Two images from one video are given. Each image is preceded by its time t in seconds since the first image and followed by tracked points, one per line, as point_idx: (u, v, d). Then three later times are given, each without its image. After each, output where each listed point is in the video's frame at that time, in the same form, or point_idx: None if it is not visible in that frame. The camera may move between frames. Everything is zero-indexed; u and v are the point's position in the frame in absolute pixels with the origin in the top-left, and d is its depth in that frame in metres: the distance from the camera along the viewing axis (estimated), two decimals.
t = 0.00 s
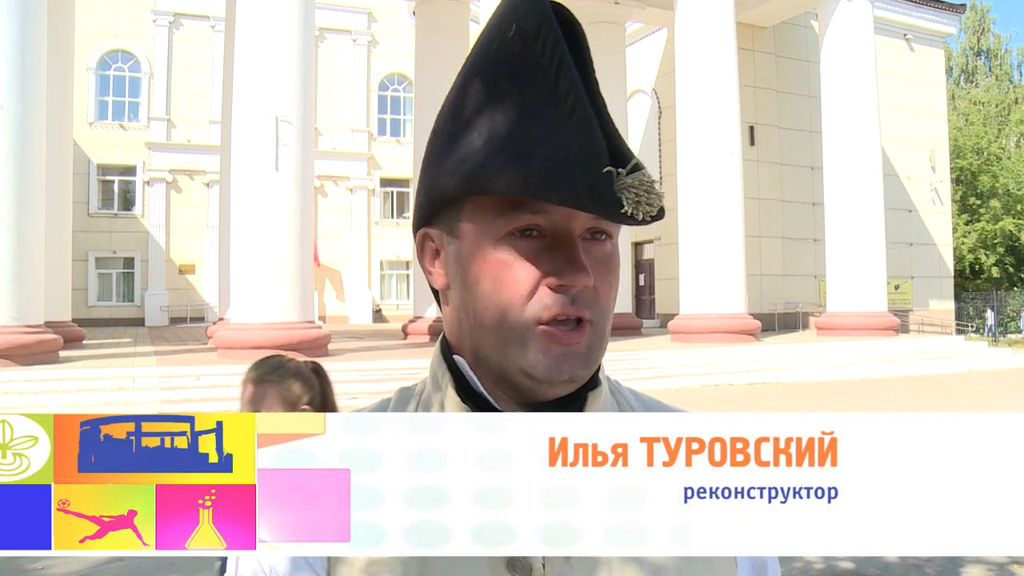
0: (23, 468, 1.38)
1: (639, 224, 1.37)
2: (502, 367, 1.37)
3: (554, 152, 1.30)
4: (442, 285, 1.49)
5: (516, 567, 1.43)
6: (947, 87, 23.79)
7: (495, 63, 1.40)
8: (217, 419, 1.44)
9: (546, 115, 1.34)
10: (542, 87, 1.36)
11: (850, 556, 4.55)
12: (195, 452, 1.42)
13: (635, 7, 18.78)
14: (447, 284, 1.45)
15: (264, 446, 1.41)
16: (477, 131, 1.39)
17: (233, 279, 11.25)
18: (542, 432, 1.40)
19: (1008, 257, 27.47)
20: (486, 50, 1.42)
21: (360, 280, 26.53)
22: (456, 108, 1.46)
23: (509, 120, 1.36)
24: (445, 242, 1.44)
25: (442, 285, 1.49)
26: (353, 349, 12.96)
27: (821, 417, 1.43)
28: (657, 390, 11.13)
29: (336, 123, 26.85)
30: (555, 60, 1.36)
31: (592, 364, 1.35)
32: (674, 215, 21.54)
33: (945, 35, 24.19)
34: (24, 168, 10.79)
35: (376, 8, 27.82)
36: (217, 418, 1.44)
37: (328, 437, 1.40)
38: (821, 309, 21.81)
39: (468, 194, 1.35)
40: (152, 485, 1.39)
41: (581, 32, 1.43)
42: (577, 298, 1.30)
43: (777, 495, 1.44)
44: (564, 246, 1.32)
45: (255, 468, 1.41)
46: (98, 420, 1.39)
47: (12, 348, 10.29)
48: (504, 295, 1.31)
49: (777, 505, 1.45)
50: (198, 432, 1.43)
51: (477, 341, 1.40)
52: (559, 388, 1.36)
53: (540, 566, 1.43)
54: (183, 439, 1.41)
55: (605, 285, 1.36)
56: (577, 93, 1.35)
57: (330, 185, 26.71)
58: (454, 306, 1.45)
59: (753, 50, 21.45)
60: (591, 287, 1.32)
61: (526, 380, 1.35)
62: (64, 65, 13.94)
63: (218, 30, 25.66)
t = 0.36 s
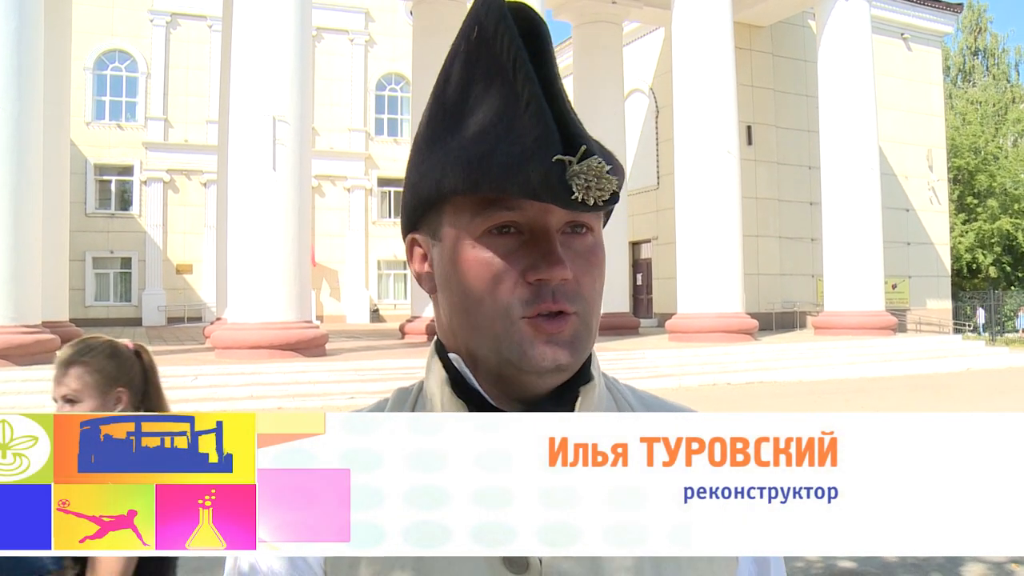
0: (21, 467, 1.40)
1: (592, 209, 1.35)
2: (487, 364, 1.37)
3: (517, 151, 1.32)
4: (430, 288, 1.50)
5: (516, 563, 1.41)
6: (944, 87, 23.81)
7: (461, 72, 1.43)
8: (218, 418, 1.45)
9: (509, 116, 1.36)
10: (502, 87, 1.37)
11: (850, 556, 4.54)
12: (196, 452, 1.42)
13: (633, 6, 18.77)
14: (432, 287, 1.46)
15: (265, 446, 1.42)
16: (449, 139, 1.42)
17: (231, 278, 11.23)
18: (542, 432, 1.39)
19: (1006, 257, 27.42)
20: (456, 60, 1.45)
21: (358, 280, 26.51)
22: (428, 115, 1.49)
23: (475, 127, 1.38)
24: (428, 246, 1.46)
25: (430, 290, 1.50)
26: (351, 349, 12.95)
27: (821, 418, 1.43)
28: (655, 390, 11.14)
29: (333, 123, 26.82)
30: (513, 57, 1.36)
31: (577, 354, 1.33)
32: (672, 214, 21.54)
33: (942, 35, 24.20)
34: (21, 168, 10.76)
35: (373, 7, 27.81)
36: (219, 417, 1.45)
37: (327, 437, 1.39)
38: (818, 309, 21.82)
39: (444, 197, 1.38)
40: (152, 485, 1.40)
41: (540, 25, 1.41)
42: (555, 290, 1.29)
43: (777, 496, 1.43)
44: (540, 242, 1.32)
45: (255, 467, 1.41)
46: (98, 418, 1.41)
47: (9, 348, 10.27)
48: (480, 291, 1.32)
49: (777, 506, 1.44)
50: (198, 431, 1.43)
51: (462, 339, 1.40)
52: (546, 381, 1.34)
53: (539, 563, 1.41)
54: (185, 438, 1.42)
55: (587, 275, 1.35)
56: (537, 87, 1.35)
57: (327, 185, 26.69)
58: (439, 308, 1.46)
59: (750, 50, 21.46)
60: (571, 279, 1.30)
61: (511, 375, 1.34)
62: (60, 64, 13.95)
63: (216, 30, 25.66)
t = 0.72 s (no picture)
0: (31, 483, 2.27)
1: (638, 201, 1.33)
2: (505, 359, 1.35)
3: (562, 143, 1.27)
4: (448, 277, 1.46)
5: (519, 559, 1.19)
6: (944, 86, 23.78)
7: (497, 60, 1.36)
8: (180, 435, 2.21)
9: (552, 107, 1.30)
10: (547, 79, 1.31)
11: (849, 555, 4.53)
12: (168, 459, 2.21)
13: (633, 6, 18.75)
14: (453, 278, 1.43)
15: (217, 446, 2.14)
16: (481, 129, 1.35)
17: (231, 277, 11.23)
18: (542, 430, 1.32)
19: (1006, 257, 27.34)
20: (494, 48, 1.38)
21: (358, 279, 26.52)
22: (459, 101, 1.41)
23: (515, 118, 1.31)
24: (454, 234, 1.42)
25: (448, 280, 1.47)
26: (350, 348, 12.95)
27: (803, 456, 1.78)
28: (655, 390, 11.14)
29: (333, 122, 26.81)
30: (560, 52, 1.31)
31: (598, 354, 1.33)
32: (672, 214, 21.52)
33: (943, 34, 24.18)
34: (20, 166, 10.76)
35: (374, 6, 27.81)
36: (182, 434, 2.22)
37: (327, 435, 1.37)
38: (818, 309, 21.82)
39: (476, 185, 1.33)
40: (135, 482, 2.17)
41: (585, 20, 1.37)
42: (582, 288, 1.28)
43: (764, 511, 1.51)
44: (571, 238, 1.31)
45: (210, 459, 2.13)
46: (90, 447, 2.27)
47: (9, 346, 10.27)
48: (509, 285, 1.30)
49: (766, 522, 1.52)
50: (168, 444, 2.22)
51: (483, 333, 1.37)
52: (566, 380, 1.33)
53: (545, 563, 1.20)
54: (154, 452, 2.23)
55: (609, 277, 1.35)
56: (584, 82, 1.31)
57: (327, 183, 26.67)
58: (459, 298, 1.43)
59: (751, 50, 21.47)
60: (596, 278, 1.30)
61: (532, 371, 1.32)
62: (61, 62, 13.96)
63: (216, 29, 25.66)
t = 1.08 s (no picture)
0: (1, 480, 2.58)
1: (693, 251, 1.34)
2: (524, 368, 1.33)
3: (613, 176, 1.23)
4: (468, 275, 1.44)
5: (524, 560, 1.20)
6: (941, 87, 23.82)
7: (548, 70, 1.28)
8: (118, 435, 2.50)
9: (603, 135, 1.26)
10: (601, 102, 1.26)
11: (849, 555, 4.54)
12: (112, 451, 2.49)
13: (631, 6, 18.76)
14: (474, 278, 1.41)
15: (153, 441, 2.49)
16: (523, 139, 1.29)
17: (229, 278, 11.22)
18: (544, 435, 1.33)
19: (1003, 257, 27.37)
20: (543, 46, 1.29)
21: (356, 280, 26.53)
22: (499, 102, 1.34)
23: (568, 140, 1.26)
24: (478, 238, 1.39)
25: (467, 278, 1.45)
26: (348, 350, 12.94)
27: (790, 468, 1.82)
28: (653, 390, 11.14)
29: (331, 123, 26.82)
30: (620, 75, 1.26)
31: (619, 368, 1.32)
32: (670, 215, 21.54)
33: (940, 35, 24.22)
34: (18, 168, 10.74)
35: (371, 7, 27.82)
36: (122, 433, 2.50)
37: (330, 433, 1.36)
38: (817, 309, 21.85)
39: (511, 195, 1.29)
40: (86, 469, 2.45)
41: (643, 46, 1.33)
42: (608, 309, 1.28)
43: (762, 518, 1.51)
44: (602, 260, 1.29)
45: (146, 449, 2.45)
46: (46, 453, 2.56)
47: (8, 348, 10.26)
48: (537, 301, 1.28)
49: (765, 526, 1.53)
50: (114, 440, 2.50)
51: (504, 340, 1.35)
52: (584, 391, 1.32)
53: (550, 564, 1.20)
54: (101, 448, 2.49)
55: (634, 298, 1.34)
56: (641, 115, 1.27)
57: (326, 185, 26.65)
58: (479, 301, 1.41)
59: (749, 50, 21.52)
60: (622, 300, 1.30)
61: (545, 379, 1.31)
62: (59, 63, 13.95)
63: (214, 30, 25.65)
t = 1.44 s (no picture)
0: None
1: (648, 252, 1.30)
2: (506, 370, 1.33)
3: (571, 179, 1.24)
4: (450, 285, 1.44)
5: (519, 560, 1.20)
6: (936, 87, 23.90)
7: (511, 78, 1.30)
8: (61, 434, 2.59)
9: (563, 137, 1.26)
10: (558, 105, 1.27)
11: (843, 554, 4.55)
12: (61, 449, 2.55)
13: (626, 7, 18.76)
14: (456, 286, 1.41)
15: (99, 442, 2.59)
16: (488, 149, 1.31)
17: (224, 279, 11.20)
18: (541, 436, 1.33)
19: (998, 257, 27.39)
20: (504, 59, 1.31)
21: (352, 281, 26.50)
22: (469, 110, 1.36)
23: (528, 148, 1.27)
24: (458, 244, 1.40)
25: (449, 287, 1.45)
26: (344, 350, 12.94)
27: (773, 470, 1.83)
28: (649, 390, 11.15)
29: (327, 123, 26.78)
30: (576, 78, 1.26)
31: (602, 370, 1.32)
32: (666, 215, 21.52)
33: (935, 36, 24.24)
34: (13, 170, 10.72)
35: (367, 8, 27.78)
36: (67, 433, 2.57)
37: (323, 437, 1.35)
38: (812, 309, 21.86)
39: (481, 202, 1.31)
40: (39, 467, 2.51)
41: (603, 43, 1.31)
42: (585, 309, 1.28)
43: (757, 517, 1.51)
44: (574, 260, 1.29)
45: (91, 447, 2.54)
46: None
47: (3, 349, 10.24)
48: (514, 305, 1.29)
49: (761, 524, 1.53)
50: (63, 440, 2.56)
51: (486, 343, 1.35)
52: (569, 393, 1.32)
53: (545, 565, 1.20)
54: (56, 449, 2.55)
55: (614, 295, 1.33)
56: (598, 115, 1.26)
57: (321, 185, 26.60)
58: (462, 308, 1.41)
59: (744, 51, 21.53)
60: (599, 298, 1.30)
61: (529, 382, 1.31)
62: (54, 64, 13.91)
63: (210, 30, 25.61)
